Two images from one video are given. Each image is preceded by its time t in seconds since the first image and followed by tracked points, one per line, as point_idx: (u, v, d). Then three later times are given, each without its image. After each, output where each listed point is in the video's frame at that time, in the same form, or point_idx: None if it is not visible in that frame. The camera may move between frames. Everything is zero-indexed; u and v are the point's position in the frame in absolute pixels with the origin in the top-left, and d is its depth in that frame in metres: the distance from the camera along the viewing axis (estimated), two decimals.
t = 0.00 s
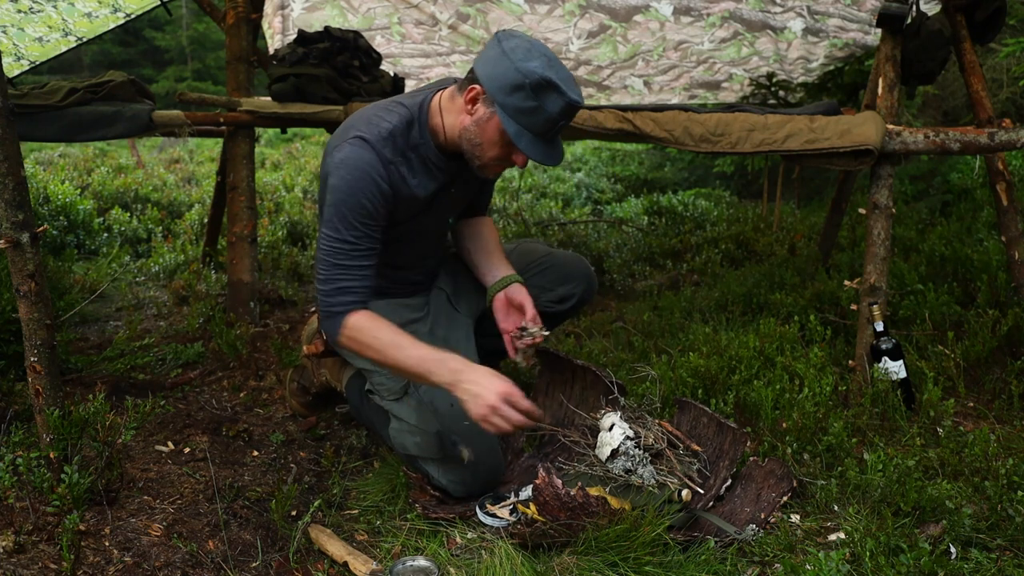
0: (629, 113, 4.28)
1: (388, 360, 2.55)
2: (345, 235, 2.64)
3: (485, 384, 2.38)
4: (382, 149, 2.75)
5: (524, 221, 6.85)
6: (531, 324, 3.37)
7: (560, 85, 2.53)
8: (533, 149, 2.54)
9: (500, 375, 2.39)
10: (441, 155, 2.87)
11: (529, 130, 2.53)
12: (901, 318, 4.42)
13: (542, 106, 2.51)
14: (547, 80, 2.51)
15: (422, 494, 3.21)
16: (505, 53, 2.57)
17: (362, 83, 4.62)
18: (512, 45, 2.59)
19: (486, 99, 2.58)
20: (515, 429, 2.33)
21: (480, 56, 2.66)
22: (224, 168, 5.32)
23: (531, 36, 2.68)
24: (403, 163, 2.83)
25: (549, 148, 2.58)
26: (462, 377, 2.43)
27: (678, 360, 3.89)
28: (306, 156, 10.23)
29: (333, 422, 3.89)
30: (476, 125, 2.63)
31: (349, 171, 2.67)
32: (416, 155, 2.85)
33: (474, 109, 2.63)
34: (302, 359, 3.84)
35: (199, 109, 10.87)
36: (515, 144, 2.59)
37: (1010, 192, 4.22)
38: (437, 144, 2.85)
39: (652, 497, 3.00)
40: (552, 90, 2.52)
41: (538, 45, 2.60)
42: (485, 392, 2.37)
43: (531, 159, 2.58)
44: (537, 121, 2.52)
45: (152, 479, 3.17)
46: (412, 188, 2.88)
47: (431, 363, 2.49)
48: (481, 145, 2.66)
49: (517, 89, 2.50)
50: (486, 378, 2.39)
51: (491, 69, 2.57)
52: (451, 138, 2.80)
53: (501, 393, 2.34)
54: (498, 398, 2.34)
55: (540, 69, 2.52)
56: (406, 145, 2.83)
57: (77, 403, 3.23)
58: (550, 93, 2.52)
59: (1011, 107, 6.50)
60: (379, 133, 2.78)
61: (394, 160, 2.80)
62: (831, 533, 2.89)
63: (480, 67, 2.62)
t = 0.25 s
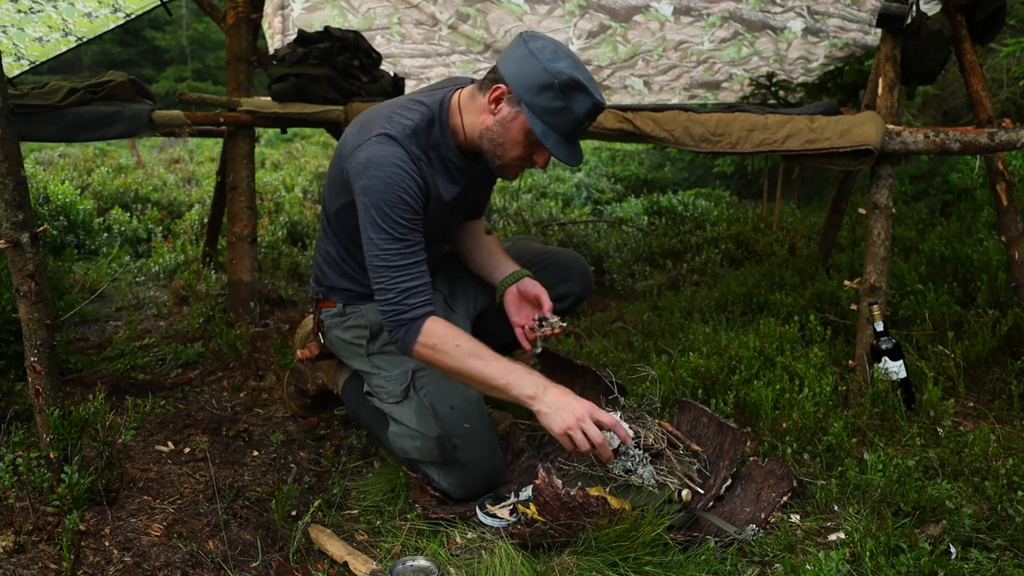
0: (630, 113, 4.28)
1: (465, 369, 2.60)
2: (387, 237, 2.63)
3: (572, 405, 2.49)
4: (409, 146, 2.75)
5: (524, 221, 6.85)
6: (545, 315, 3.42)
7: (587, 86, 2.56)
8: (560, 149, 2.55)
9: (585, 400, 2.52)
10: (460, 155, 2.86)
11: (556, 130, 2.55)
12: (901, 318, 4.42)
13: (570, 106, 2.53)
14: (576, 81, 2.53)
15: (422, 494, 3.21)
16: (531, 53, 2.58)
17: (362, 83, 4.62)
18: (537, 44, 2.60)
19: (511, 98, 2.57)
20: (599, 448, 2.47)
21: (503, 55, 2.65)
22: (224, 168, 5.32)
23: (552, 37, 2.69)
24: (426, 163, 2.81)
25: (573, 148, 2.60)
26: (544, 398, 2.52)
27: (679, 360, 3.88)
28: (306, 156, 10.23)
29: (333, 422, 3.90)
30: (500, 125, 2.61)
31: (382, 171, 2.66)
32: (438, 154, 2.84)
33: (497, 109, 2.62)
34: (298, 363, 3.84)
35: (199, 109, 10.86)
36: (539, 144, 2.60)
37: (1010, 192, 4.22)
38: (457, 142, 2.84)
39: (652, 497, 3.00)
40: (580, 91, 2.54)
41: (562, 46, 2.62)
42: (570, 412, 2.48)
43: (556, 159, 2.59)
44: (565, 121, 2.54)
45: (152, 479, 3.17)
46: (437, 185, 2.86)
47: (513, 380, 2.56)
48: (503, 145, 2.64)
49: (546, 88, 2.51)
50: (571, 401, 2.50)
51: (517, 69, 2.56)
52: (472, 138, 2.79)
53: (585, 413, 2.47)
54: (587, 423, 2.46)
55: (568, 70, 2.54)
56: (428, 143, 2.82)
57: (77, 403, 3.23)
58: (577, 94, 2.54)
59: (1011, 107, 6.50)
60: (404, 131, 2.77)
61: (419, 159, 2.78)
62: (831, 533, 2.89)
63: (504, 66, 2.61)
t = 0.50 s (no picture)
0: (630, 113, 4.28)
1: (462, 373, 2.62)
2: (387, 240, 2.65)
3: (564, 409, 2.50)
4: (407, 148, 2.75)
5: (524, 221, 6.85)
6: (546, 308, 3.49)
7: (587, 84, 2.56)
8: (560, 147, 2.56)
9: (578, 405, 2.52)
10: (458, 155, 2.87)
11: (555, 129, 2.55)
12: (901, 318, 4.42)
13: (570, 105, 2.53)
14: (575, 79, 2.53)
15: (422, 495, 3.20)
16: (530, 52, 2.57)
17: (362, 83, 4.62)
18: (536, 43, 2.60)
19: (510, 98, 2.57)
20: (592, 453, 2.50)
21: (502, 53, 2.65)
22: (224, 168, 5.32)
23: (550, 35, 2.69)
24: (425, 164, 2.82)
25: (572, 146, 2.60)
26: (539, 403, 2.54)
27: (679, 360, 3.88)
28: (306, 156, 10.23)
29: (333, 422, 3.90)
30: (500, 124, 2.62)
31: (381, 174, 2.66)
32: (437, 155, 2.85)
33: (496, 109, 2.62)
34: (298, 363, 3.83)
35: (199, 109, 10.86)
36: (539, 142, 2.60)
37: (1010, 192, 4.22)
38: (456, 142, 2.85)
39: (652, 497, 3.00)
40: (579, 89, 2.55)
41: (562, 44, 2.61)
42: (563, 418, 2.50)
43: (556, 157, 2.60)
44: (565, 120, 2.54)
45: (152, 479, 3.17)
46: (436, 186, 2.87)
47: (508, 385, 2.58)
48: (503, 144, 2.65)
49: (545, 88, 2.51)
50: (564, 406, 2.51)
51: (516, 68, 2.56)
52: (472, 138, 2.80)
53: (579, 419, 2.48)
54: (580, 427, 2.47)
55: (567, 68, 2.54)
56: (427, 144, 2.82)
57: (77, 403, 3.24)
58: (577, 92, 2.54)
59: (1011, 107, 6.50)
60: (402, 132, 2.77)
61: (418, 160, 2.79)
62: (831, 533, 2.89)
63: (502, 65, 2.61)
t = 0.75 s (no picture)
0: (629, 113, 4.28)
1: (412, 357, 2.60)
2: (361, 234, 2.68)
3: (508, 390, 2.40)
4: (394, 145, 2.75)
5: (524, 221, 6.85)
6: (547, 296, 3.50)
7: (573, 79, 2.55)
8: (547, 142, 2.55)
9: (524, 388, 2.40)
10: (447, 152, 2.87)
11: (542, 124, 2.55)
12: (901, 318, 4.42)
13: (556, 100, 2.53)
14: (561, 74, 2.52)
15: (422, 494, 3.20)
16: (517, 47, 2.57)
17: (362, 83, 4.61)
18: (522, 39, 2.59)
19: (498, 94, 2.57)
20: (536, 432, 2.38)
21: (489, 50, 2.65)
22: (224, 168, 5.32)
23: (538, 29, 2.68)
24: (413, 160, 2.82)
25: (560, 141, 2.60)
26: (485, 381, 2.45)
27: (678, 360, 3.88)
28: (306, 156, 10.23)
29: (333, 422, 3.90)
30: (488, 120, 2.62)
31: (362, 169, 2.67)
32: (425, 152, 2.85)
33: (484, 105, 2.62)
34: (298, 362, 3.84)
35: (198, 109, 10.86)
36: (528, 138, 2.60)
37: (1010, 192, 4.22)
38: (445, 139, 2.86)
39: (652, 497, 3.00)
40: (565, 84, 2.54)
41: (548, 39, 2.61)
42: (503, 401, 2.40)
43: (544, 152, 2.59)
44: (551, 114, 2.54)
45: (152, 479, 3.17)
46: (424, 183, 2.87)
47: (456, 365, 2.52)
48: (492, 140, 2.65)
49: (531, 83, 2.51)
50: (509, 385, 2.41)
51: (503, 64, 2.57)
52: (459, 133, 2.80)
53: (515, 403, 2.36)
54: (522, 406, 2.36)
55: (553, 63, 2.53)
56: (415, 141, 2.83)
57: (77, 403, 3.24)
58: (563, 87, 2.54)
59: (1011, 107, 6.50)
60: (389, 129, 2.78)
61: (405, 157, 2.79)
62: (831, 533, 2.89)
63: (490, 61, 2.61)
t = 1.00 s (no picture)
0: (629, 113, 4.28)
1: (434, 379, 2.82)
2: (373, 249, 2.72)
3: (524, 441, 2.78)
4: (397, 156, 2.75)
5: (524, 221, 6.85)
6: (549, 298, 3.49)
7: (570, 84, 2.55)
8: (545, 147, 2.56)
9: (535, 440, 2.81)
10: (448, 158, 2.87)
11: (540, 129, 2.55)
12: (901, 318, 4.42)
13: (553, 105, 2.53)
14: (558, 79, 2.52)
15: (422, 494, 3.19)
16: (514, 53, 2.57)
17: (362, 83, 4.62)
18: (519, 44, 2.59)
19: (495, 99, 2.57)
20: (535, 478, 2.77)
21: (486, 55, 2.64)
22: (224, 168, 5.32)
23: (535, 34, 2.68)
24: (416, 169, 2.83)
25: (557, 145, 2.60)
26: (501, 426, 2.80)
27: (679, 360, 3.88)
28: (306, 156, 10.23)
29: (333, 422, 3.90)
30: (486, 125, 2.62)
31: (371, 183, 2.69)
32: (427, 159, 2.85)
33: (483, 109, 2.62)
34: (299, 362, 3.84)
35: (199, 109, 10.86)
36: (525, 142, 2.60)
37: (1010, 192, 4.22)
38: (445, 145, 2.85)
39: (652, 497, 3.00)
40: (562, 89, 2.54)
41: (545, 44, 2.61)
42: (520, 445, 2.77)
43: (542, 157, 2.60)
44: (548, 120, 2.54)
45: (152, 479, 3.17)
46: (426, 192, 2.88)
47: (477, 406, 2.81)
48: (490, 144, 2.66)
49: (529, 89, 2.51)
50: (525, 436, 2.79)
51: (500, 69, 2.57)
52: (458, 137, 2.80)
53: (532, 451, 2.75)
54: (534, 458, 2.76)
55: (550, 68, 2.53)
56: (417, 150, 2.82)
57: (77, 403, 3.24)
58: (560, 92, 2.54)
59: (1011, 107, 6.50)
60: (391, 140, 2.77)
61: (408, 166, 2.80)
62: (831, 533, 2.89)
63: (487, 66, 2.61)
